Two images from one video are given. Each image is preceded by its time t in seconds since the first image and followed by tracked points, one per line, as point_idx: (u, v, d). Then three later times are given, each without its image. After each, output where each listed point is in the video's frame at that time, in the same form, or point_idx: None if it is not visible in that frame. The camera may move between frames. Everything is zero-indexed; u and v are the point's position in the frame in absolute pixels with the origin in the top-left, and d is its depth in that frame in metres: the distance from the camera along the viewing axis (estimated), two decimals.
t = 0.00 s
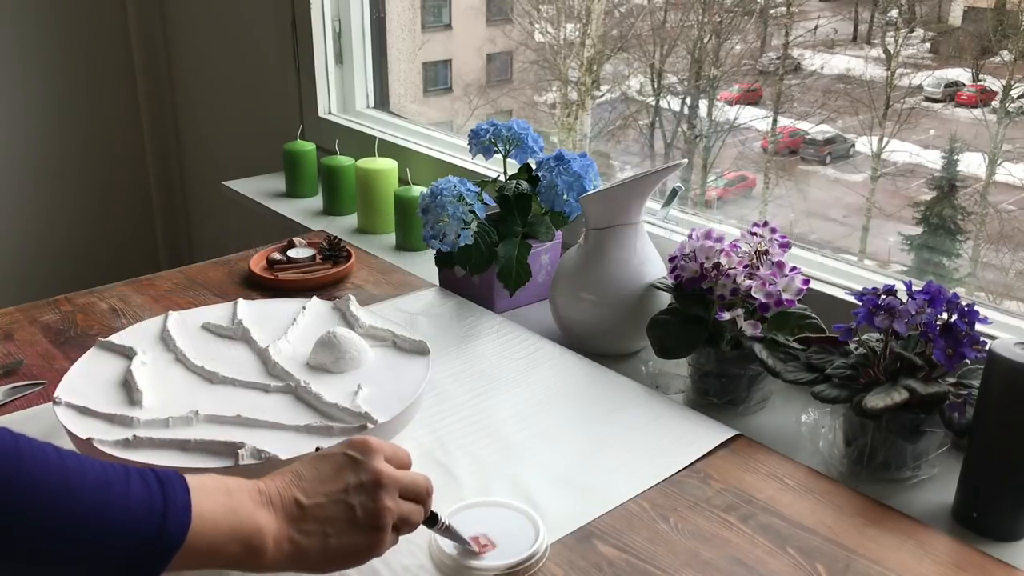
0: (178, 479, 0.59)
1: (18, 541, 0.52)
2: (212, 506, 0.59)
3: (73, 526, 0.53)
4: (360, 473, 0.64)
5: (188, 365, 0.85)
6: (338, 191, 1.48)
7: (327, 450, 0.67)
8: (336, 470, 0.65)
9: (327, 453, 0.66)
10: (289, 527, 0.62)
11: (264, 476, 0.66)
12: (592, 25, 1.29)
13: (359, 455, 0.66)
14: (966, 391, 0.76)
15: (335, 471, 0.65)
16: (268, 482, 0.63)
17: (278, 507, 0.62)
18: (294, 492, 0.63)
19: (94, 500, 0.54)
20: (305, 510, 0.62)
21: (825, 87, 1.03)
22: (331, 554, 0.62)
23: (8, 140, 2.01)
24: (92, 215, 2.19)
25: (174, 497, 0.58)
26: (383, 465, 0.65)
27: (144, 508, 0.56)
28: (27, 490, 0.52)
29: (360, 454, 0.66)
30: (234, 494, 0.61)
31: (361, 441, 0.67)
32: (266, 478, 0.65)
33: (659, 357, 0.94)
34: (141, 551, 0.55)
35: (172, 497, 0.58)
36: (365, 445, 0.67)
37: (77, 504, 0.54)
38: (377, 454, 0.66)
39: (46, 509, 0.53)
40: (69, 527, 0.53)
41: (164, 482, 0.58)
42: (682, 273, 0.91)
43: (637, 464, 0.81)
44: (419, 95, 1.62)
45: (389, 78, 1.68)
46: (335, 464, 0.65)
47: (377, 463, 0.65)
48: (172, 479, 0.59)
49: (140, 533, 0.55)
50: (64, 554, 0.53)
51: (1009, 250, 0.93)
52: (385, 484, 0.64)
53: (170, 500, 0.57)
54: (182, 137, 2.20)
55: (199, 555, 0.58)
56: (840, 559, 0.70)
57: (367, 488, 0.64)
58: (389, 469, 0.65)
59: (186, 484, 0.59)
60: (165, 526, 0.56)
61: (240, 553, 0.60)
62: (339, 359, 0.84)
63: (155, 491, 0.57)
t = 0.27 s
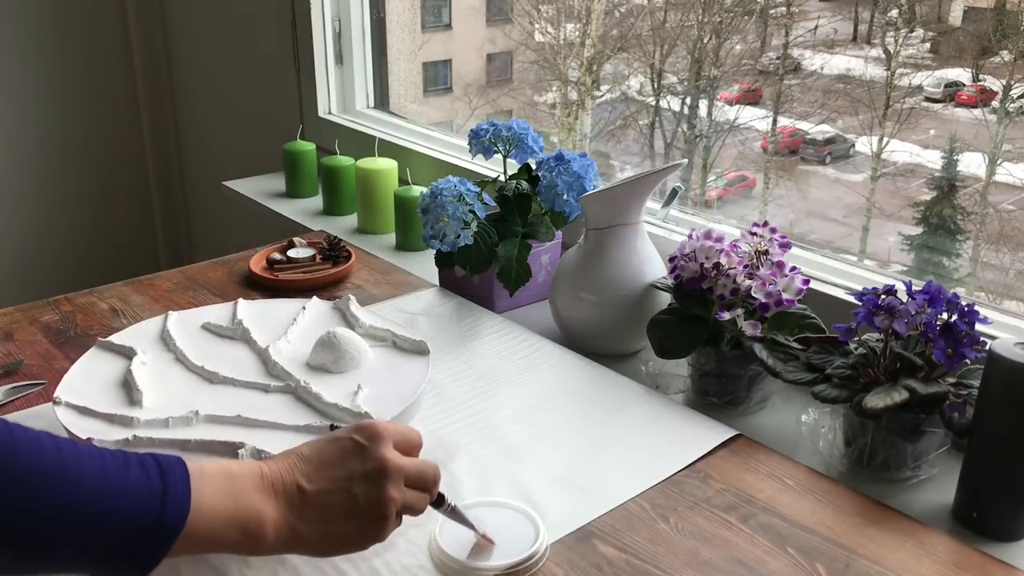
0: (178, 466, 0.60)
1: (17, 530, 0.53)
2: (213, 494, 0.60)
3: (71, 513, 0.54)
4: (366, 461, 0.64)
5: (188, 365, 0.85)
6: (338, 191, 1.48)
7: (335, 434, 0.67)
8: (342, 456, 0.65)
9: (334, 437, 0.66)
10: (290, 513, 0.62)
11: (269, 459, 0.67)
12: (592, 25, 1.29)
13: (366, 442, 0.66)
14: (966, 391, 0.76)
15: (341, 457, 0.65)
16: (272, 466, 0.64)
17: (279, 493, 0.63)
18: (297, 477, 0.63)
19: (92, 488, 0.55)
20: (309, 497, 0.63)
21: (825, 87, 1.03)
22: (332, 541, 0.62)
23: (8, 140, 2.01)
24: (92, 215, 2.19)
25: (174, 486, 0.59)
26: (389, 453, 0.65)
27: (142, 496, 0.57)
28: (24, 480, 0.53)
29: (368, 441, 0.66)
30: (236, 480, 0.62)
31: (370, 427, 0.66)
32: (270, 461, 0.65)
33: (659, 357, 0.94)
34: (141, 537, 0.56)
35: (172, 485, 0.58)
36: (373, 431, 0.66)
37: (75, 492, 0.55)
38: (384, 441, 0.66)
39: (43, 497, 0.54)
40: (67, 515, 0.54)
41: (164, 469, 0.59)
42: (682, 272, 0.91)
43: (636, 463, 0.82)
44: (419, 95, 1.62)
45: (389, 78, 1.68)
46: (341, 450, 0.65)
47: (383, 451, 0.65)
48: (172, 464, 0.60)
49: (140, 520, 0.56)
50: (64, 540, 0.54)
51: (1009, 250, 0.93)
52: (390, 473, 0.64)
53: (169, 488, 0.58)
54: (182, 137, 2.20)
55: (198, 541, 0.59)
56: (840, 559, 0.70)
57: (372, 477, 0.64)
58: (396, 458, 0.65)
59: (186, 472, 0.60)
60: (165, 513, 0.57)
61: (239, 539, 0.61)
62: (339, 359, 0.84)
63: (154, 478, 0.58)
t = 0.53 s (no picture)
0: (183, 460, 0.60)
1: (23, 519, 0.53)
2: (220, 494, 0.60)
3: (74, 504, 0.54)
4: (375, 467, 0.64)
5: (188, 365, 0.85)
6: (338, 191, 1.48)
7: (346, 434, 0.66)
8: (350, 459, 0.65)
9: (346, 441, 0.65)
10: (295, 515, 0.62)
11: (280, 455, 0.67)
12: (592, 25, 1.29)
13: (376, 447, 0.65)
14: (966, 391, 0.76)
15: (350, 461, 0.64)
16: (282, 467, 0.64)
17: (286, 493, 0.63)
18: (305, 480, 0.63)
19: (94, 479, 0.55)
20: (314, 501, 0.62)
21: (825, 87, 1.03)
22: (334, 545, 0.63)
23: (9, 139, 2.01)
24: (92, 215, 2.19)
25: (178, 478, 0.58)
26: (399, 461, 0.65)
27: (148, 491, 0.57)
28: (26, 471, 0.53)
29: (379, 447, 0.65)
30: (244, 480, 0.62)
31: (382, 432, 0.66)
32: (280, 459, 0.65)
33: (659, 357, 0.94)
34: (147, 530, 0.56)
35: (176, 477, 0.58)
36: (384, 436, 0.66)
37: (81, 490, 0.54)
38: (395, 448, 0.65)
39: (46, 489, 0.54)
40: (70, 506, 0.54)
41: (168, 465, 0.59)
42: (682, 272, 0.91)
43: (637, 463, 0.82)
44: (419, 95, 1.62)
45: (389, 78, 1.68)
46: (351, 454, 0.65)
47: (393, 459, 0.64)
48: (177, 459, 0.60)
49: (143, 510, 0.56)
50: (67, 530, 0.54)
51: (1009, 250, 0.93)
52: (398, 481, 0.64)
53: (173, 480, 0.58)
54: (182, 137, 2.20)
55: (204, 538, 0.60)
56: (840, 559, 0.70)
57: (380, 484, 0.63)
58: (405, 465, 0.65)
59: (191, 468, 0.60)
60: (168, 507, 0.57)
61: (243, 536, 0.61)
62: (339, 359, 0.84)
63: (159, 472, 0.58)
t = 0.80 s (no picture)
0: (196, 470, 0.60)
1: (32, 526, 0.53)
2: (226, 501, 0.60)
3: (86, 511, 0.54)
4: (376, 479, 0.64)
5: (188, 365, 0.85)
6: (338, 191, 1.48)
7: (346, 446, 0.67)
8: (352, 471, 0.65)
9: (346, 453, 0.66)
10: (299, 526, 0.63)
11: (283, 468, 0.67)
12: (592, 25, 1.29)
13: (377, 458, 0.65)
14: (966, 391, 0.76)
15: (351, 473, 0.65)
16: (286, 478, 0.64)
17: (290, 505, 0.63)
18: (309, 491, 0.64)
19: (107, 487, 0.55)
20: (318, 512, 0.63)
21: (825, 87, 1.03)
22: (337, 556, 0.63)
23: (9, 140, 2.01)
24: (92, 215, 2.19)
25: (190, 488, 0.59)
26: (399, 471, 0.65)
27: (160, 499, 0.57)
28: (42, 476, 0.53)
29: (380, 457, 0.65)
30: (250, 490, 0.62)
31: (382, 442, 0.66)
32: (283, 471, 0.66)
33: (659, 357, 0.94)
34: (155, 537, 0.57)
35: (187, 488, 0.59)
36: (385, 447, 0.66)
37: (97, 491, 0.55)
38: (395, 459, 0.65)
39: (58, 495, 0.54)
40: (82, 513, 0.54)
41: (183, 474, 0.59)
42: (682, 272, 0.91)
43: (637, 464, 0.81)
44: (419, 95, 1.62)
45: (389, 78, 1.68)
46: (352, 466, 0.65)
47: (393, 469, 0.65)
48: (191, 470, 0.60)
49: (154, 519, 0.56)
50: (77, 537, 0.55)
51: (1009, 249, 0.92)
52: (400, 492, 0.64)
53: (185, 491, 0.58)
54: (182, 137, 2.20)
55: (209, 548, 0.59)
56: (840, 559, 0.70)
57: (382, 495, 0.64)
58: (404, 475, 0.65)
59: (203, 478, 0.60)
60: (179, 516, 0.57)
61: (248, 548, 0.61)
62: (339, 359, 0.84)
63: (173, 481, 0.58)
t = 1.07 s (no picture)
0: (201, 463, 0.61)
1: (38, 520, 0.54)
2: (232, 493, 0.61)
3: (93, 504, 0.55)
4: (382, 474, 0.65)
5: (188, 365, 0.85)
6: (338, 191, 1.48)
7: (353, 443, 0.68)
8: (359, 466, 0.66)
9: (353, 449, 0.67)
10: (304, 520, 0.63)
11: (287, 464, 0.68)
12: (592, 25, 1.29)
13: (383, 455, 0.66)
14: (966, 391, 0.76)
15: (357, 468, 0.66)
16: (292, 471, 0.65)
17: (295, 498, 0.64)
18: (315, 485, 0.64)
19: (113, 479, 0.56)
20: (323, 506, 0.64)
21: (825, 87, 1.03)
22: (342, 552, 0.63)
23: (9, 139, 2.01)
24: (93, 215, 2.19)
25: (196, 482, 0.60)
26: (405, 468, 0.66)
27: (165, 491, 0.58)
28: (49, 469, 0.54)
29: (386, 455, 0.66)
30: (256, 483, 0.63)
31: (389, 440, 0.67)
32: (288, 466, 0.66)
33: (659, 357, 0.94)
34: (159, 530, 0.57)
35: (193, 480, 0.60)
36: (392, 445, 0.67)
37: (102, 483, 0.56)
38: (401, 455, 0.66)
39: (66, 488, 0.54)
40: (89, 506, 0.55)
41: (188, 467, 0.60)
42: (682, 273, 0.91)
43: (637, 464, 0.81)
44: (419, 95, 1.62)
45: (389, 78, 1.68)
46: (358, 462, 0.66)
47: (399, 465, 0.66)
48: (196, 464, 0.61)
49: (159, 513, 0.57)
50: (85, 531, 0.55)
51: (1009, 249, 0.92)
52: (405, 487, 0.65)
53: (191, 483, 0.59)
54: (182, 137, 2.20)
55: (215, 540, 0.60)
56: (840, 559, 0.70)
57: (387, 490, 0.64)
58: (410, 472, 0.66)
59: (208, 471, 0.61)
60: (186, 508, 0.58)
61: (253, 541, 0.61)
62: (339, 359, 0.84)
63: (177, 474, 0.59)
